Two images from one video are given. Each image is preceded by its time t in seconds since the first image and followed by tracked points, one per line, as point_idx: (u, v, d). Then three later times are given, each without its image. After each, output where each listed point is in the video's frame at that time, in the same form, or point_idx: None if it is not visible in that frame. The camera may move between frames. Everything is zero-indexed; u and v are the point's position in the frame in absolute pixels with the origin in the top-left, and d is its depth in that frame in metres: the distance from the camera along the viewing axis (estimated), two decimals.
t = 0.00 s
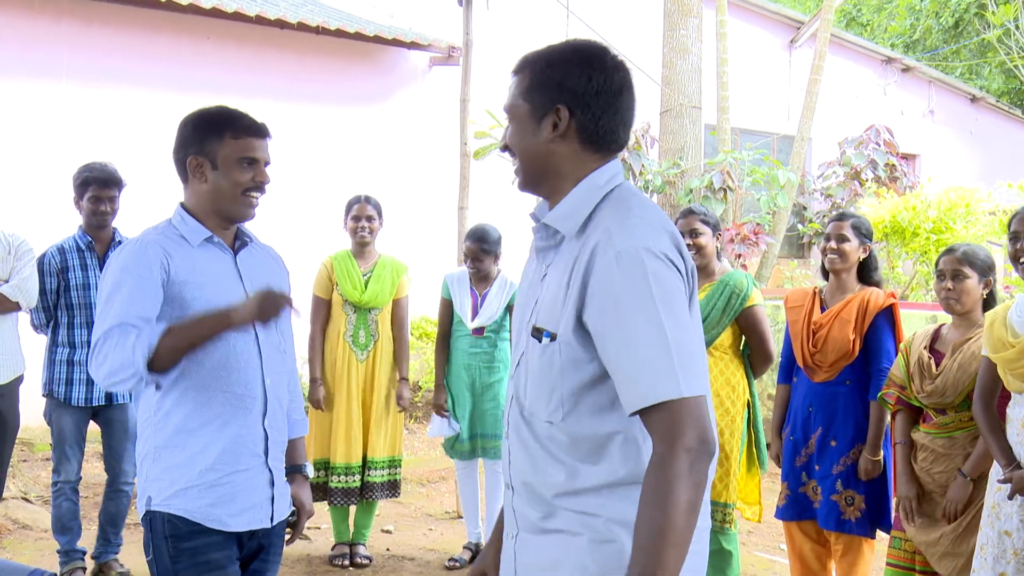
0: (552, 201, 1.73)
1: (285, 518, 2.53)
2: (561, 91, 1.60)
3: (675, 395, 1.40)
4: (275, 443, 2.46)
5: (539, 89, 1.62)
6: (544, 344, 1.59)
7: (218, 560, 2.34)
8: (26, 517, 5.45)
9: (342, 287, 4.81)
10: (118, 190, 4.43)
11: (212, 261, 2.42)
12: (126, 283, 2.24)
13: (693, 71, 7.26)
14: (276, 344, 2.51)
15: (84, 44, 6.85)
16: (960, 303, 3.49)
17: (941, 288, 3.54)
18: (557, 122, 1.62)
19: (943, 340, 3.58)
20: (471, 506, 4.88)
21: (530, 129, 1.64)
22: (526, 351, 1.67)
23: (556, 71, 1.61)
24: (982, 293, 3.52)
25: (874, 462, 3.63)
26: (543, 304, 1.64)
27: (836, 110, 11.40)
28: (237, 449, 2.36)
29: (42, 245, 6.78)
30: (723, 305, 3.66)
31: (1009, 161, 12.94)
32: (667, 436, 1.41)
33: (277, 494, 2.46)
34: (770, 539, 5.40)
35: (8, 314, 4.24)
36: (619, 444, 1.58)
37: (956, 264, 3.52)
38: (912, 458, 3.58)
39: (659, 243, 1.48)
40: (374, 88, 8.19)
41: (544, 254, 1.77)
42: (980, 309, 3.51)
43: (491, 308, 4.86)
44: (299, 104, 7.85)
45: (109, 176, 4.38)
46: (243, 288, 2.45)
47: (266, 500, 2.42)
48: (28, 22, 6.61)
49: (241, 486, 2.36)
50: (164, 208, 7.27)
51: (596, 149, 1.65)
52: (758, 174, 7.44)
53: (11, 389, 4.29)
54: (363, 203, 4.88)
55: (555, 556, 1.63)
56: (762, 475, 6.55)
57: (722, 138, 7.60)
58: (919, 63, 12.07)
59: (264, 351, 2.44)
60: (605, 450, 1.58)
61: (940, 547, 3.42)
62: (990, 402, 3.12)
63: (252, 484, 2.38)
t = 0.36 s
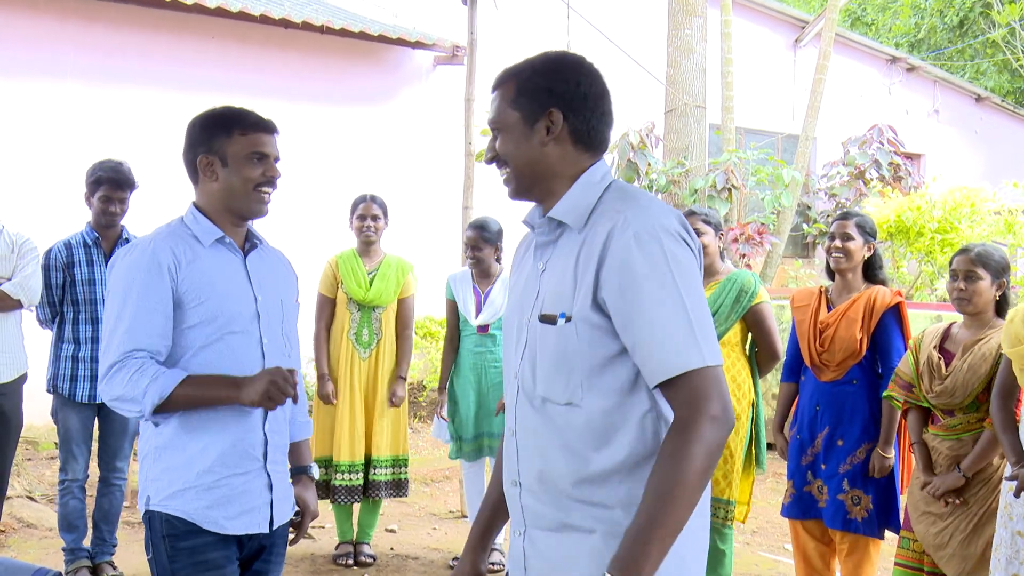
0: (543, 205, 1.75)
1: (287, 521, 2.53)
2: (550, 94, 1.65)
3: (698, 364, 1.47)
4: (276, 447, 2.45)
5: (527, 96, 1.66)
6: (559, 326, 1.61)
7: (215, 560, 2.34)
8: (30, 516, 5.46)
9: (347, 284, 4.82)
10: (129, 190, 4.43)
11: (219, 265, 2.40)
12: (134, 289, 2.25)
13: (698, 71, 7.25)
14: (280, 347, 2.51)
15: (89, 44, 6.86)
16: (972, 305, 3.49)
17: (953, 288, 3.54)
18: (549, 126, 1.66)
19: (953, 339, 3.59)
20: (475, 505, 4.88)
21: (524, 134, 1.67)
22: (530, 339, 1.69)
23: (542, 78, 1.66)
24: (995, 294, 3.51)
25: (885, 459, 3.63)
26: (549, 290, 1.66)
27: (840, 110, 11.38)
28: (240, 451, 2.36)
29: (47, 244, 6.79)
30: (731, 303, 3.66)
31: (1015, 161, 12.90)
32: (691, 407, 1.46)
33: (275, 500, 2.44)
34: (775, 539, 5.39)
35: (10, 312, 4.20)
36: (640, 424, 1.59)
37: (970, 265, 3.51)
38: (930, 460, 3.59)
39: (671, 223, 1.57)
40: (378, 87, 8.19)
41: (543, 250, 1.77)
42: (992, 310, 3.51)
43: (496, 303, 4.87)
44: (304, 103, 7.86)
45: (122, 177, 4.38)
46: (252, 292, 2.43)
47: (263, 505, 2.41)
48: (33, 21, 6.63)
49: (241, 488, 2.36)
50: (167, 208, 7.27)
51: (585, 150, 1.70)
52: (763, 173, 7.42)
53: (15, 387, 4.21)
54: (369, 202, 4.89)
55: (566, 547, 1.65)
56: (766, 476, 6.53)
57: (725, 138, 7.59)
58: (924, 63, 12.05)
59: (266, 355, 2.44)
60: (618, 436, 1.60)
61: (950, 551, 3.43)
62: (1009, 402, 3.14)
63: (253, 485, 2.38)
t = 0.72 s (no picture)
0: (557, 201, 1.77)
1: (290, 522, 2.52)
2: (576, 91, 1.66)
3: (711, 364, 1.46)
4: (281, 450, 2.43)
5: (553, 91, 1.68)
6: (567, 328, 1.63)
7: (221, 556, 2.34)
8: (32, 515, 5.46)
9: (347, 282, 4.82)
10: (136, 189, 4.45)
11: (229, 264, 2.41)
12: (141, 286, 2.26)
13: (699, 71, 7.25)
14: (287, 351, 2.49)
15: (90, 43, 6.87)
16: (977, 305, 3.49)
17: (958, 289, 3.55)
18: (575, 123, 1.68)
19: (958, 339, 3.59)
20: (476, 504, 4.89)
21: (548, 130, 1.69)
22: (540, 339, 1.70)
23: (570, 74, 1.67)
24: (1000, 294, 3.51)
25: (886, 464, 3.63)
26: (558, 292, 1.68)
27: (842, 110, 11.38)
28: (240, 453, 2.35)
29: (47, 243, 6.79)
30: (733, 301, 3.66)
31: (1016, 161, 12.89)
32: (706, 407, 1.46)
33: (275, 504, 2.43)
34: (776, 539, 5.39)
35: (6, 313, 4.23)
36: (645, 424, 1.59)
37: (974, 266, 3.51)
38: (929, 461, 3.59)
39: (677, 223, 1.56)
40: (380, 87, 8.19)
41: (552, 249, 1.78)
42: (997, 310, 3.51)
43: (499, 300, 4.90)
44: (305, 102, 7.86)
45: (127, 175, 4.40)
46: (260, 291, 2.44)
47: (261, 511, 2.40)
48: (34, 20, 6.64)
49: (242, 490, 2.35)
50: (169, 207, 7.27)
51: (604, 148, 1.72)
52: (764, 173, 7.41)
53: (10, 386, 4.23)
54: (368, 201, 4.90)
55: (577, 549, 1.65)
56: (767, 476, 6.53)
57: (728, 137, 7.58)
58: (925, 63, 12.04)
59: (272, 358, 2.42)
60: (626, 437, 1.60)
61: (948, 551, 3.45)
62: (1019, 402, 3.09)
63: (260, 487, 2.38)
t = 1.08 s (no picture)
0: (580, 201, 1.78)
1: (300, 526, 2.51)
2: (615, 87, 1.69)
3: (712, 379, 1.47)
4: (288, 458, 2.42)
5: (592, 87, 1.67)
6: (586, 332, 1.63)
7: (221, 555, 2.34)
8: (31, 514, 5.46)
9: (345, 282, 4.82)
10: (133, 184, 4.48)
11: (243, 268, 2.38)
12: (153, 290, 2.22)
13: (699, 70, 7.25)
14: (300, 358, 2.46)
15: (90, 42, 6.86)
16: (976, 303, 3.49)
17: (957, 288, 3.55)
18: (614, 120, 1.70)
19: (956, 338, 3.62)
20: (477, 504, 4.88)
21: (589, 128, 1.68)
22: (556, 339, 1.72)
23: (606, 71, 1.68)
24: (999, 292, 3.52)
25: (868, 460, 3.62)
26: (576, 295, 1.69)
27: (842, 110, 11.39)
28: (240, 460, 2.32)
29: (47, 242, 6.78)
30: (733, 302, 3.62)
31: (1016, 161, 12.89)
32: (704, 420, 1.47)
33: (275, 515, 2.39)
34: (775, 538, 5.39)
35: (5, 314, 4.23)
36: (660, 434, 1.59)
37: (973, 264, 3.52)
38: (923, 457, 3.61)
39: (698, 230, 1.55)
40: (379, 87, 8.19)
41: (570, 248, 1.78)
42: (995, 308, 3.53)
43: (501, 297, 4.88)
44: (304, 102, 7.85)
45: (124, 171, 4.44)
46: (272, 297, 2.40)
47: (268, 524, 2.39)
48: (34, 19, 6.63)
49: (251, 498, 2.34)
50: (168, 206, 7.27)
51: (633, 146, 1.75)
52: (764, 173, 7.40)
53: (7, 384, 4.23)
54: (363, 201, 4.91)
55: (585, 552, 1.67)
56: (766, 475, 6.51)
57: (727, 137, 7.58)
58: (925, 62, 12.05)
59: (285, 366, 2.40)
60: (637, 444, 1.61)
61: (944, 549, 3.45)
62: None
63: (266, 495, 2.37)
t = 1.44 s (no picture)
0: (593, 196, 1.77)
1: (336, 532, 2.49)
2: (633, 82, 1.67)
3: (713, 383, 1.47)
4: (311, 467, 2.38)
5: (608, 79, 1.67)
6: (590, 326, 1.64)
7: None
8: (30, 515, 5.45)
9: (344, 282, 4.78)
10: (126, 183, 4.49)
11: (249, 276, 2.34)
12: (160, 308, 2.22)
13: (697, 70, 7.25)
14: (320, 362, 2.41)
15: (87, 43, 6.85)
16: (977, 302, 3.50)
17: (958, 286, 3.56)
18: (626, 115, 1.68)
19: (954, 336, 3.62)
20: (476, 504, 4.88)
21: (600, 118, 1.68)
22: (558, 330, 1.72)
23: (626, 64, 1.68)
24: (999, 291, 3.53)
25: (875, 460, 3.59)
26: (582, 287, 1.69)
27: (841, 109, 11.40)
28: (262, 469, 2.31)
29: (45, 243, 6.78)
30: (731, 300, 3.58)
31: (1014, 160, 12.90)
32: (706, 424, 1.48)
33: (307, 523, 2.36)
34: (775, 537, 5.39)
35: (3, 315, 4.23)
36: (661, 433, 1.59)
37: (973, 263, 3.53)
38: (924, 455, 3.63)
39: (714, 231, 1.55)
40: (377, 87, 8.19)
41: (580, 241, 1.79)
42: (995, 307, 3.54)
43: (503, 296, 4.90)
44: (302, 102, 7.84)
45: (119, 170, 4.44)
46: (287, 299, 2.36)
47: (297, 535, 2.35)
48: (32, 20, 6.62)
49: (270, 509, 2.32)
50: (167, 207, 7.26)
51: (647, 144, 1.73)
52: (763, 172, 7.39)
53: (5, 386, 4.23)
54: (358, 201, 4.92)
55: (577, 552, 1.67)
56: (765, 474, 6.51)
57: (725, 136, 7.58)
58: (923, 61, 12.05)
59: (303, 371, 2.36)
60: (635, 442, 1.60)
61: (946, 548, 3.47)
62: None
63: (288, 503, 2.34)
